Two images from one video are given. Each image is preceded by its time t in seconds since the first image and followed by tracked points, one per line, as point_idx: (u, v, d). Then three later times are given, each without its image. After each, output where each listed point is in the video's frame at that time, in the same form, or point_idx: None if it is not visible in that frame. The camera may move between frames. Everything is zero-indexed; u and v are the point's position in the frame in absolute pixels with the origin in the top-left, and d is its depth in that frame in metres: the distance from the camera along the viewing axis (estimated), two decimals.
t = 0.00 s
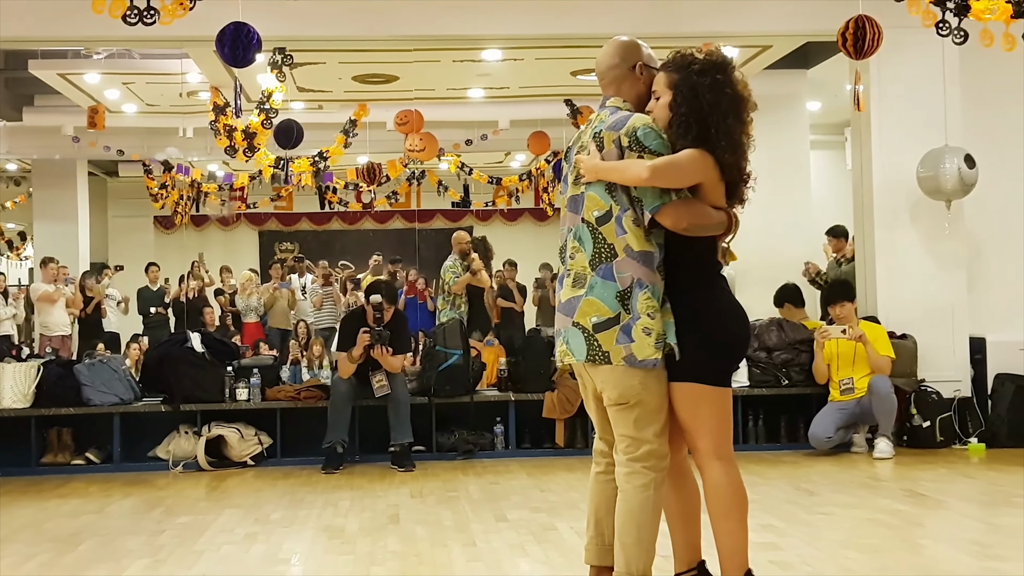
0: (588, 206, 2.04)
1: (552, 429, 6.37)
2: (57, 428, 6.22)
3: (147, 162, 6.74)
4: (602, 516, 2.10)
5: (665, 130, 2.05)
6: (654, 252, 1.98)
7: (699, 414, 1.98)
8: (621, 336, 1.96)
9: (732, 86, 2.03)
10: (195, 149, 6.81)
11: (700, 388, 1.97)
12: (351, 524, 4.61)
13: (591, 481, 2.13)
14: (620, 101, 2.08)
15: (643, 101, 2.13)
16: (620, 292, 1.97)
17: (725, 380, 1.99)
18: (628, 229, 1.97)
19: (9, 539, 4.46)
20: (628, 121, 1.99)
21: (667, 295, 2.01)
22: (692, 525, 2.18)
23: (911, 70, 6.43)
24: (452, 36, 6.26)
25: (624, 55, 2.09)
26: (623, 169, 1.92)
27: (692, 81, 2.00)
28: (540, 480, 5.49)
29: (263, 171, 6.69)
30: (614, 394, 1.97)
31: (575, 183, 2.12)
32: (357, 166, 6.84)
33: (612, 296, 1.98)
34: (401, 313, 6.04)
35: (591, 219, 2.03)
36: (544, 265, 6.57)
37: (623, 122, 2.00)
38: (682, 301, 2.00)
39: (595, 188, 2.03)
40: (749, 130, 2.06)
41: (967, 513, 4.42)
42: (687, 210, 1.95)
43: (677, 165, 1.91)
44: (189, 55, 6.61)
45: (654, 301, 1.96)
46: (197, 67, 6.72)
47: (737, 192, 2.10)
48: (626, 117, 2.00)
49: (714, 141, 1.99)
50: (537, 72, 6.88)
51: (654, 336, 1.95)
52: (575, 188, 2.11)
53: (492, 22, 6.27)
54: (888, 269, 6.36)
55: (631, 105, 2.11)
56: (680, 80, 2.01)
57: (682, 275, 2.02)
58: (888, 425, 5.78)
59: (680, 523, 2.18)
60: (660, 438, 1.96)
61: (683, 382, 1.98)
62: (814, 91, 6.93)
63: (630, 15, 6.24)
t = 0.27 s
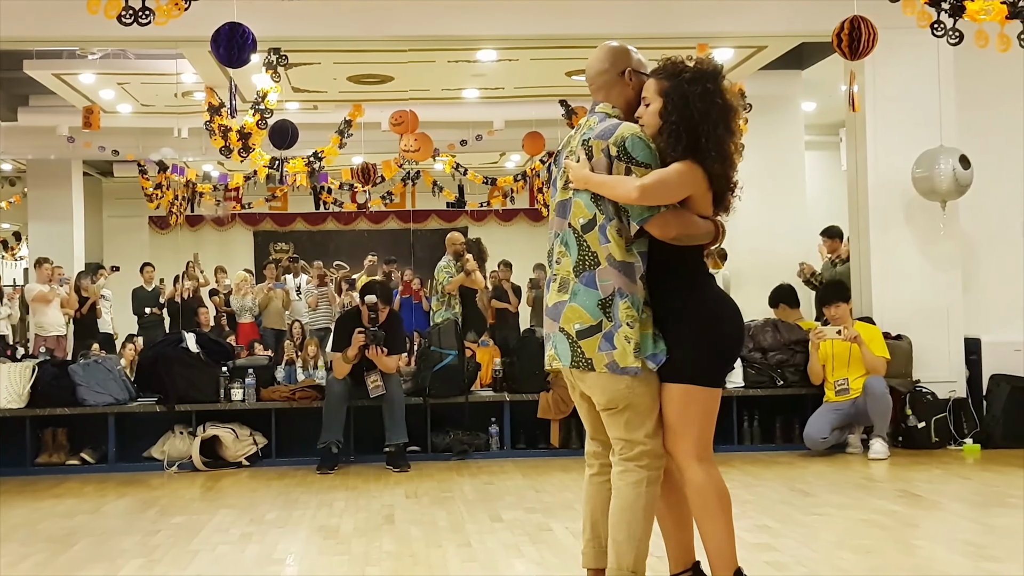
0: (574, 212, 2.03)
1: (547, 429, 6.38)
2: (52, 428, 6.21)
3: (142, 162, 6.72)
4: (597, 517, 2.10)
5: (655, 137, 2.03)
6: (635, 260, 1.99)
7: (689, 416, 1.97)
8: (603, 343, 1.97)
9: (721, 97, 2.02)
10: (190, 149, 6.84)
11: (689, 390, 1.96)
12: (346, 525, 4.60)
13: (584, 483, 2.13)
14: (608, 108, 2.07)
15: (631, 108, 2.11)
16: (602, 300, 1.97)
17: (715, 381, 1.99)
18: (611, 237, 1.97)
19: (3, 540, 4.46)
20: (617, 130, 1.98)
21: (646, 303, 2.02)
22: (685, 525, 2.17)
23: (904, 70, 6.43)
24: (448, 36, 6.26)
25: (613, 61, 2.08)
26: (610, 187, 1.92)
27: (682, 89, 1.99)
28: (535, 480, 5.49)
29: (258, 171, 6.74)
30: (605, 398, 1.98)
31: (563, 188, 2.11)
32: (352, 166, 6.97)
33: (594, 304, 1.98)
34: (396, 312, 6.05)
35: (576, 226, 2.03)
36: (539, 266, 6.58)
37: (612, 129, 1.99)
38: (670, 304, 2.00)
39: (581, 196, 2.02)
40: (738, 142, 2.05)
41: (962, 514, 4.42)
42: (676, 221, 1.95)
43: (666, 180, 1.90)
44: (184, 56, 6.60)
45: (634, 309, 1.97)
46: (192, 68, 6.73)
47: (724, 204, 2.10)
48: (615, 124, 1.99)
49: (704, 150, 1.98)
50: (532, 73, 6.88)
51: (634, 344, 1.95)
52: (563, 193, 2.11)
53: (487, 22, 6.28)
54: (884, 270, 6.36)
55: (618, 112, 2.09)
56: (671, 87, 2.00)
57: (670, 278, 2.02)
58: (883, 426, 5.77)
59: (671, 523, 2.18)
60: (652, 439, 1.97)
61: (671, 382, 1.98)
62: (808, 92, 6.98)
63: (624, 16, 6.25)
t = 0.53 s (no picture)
0: (565, 210, 2.00)
1: (546, 430, 6.37)
2: (50, 428, 6.21)
3: (140, 163, 6.62)
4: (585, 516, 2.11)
5: (649, 137, 2.04)
6: (622, 259, 1.97)
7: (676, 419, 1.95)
8: (585, 342, 1.96)
9: (715, 98, 2.04)
10: (189, 149, 6.74)
11: (688, 390, 1.95)
12: (345, 525, 4.60)
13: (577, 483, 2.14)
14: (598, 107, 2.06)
15: (621, 106, 2.10)
16: (586, 299, 1.96)
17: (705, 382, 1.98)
18: (599, 236, 1.95)
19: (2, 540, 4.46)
20: (612, 127, 1.98)
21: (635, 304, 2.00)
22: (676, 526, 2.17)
23: (903, 71, 6.43)
24: (447, 36, 6.27)
25: (604, 61, 2.07)
26: (607, 185, 1.91)
27: (677, 90, 2.01)
28: (534, 481, 5.49)
29: (257, 171, 6.72)
30: (597, 397, 1.97)
31: (554, 185, 2.07)
32: (350, 167, 6.88)
33: (578, 304, 1.97)
34: (395, 313, 6.06)
35: (565, 224, 2.00)
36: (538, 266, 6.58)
37: (605, 128, 1.99)
38: (664, 304, 1.99)
39: (573, 193, 1.99)
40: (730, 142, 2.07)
41: (961, 515, 4.42)
42: (669, 221, 1.95)
43: (662, 181, 1.91)
44: (182, 57, 6.66)
45: (620, 308, 1.95)
46: (190, 69, 6.78)
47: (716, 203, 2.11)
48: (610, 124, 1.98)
49: (698, 151, 2.00)
50: (531, 74, 6.90)
51: (617, 346, 1.94)
52: (554, 190, 2.06)
53: (486, 23, 6.29)
54: (882, 270, 6.37)
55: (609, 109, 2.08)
56: (665, 88, 2.02)
57: (664, 279, 2.01)
58: (882, 427, 5.79)
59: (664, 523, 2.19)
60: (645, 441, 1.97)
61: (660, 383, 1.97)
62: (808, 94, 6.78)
63: (622, 17, 6.27)
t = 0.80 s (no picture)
0: (561, 208, 1.99)
1: (545, 430, 6.37)
2: (50, 429, 6.21)
3: (140, 164, 6.63)
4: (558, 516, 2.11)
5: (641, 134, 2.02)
6: (623, 254, 1.96)
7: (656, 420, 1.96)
8: (583, 340, 1.95)
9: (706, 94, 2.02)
10: (188, 150, 6.74)
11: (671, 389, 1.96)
12: (344, 526, 4.60)
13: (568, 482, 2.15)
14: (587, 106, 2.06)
15: (610, 104, 2.10)
16: (583, 296, 1.95)
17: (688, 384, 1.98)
18: (599, 231, 1.94)
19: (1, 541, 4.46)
20: (607, 122, 1.97)
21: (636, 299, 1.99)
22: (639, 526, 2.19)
23: (902, 71, 6.43)
24: (446, 37, 6.28)
25: (593, 59, 2.07)
26: (609, 176, 1.88)
27: (668, 87, 1.98)
28: (533, 482, 5.49)
29: (257, 172, 6.73)
30: (589, 398, 1.97)
31: (549, 184, 2.06)
32: (350, 167, 6.89)
33: (575, 301, 1.96)
34: (394, 313, 6.05)
35: (562, 222, 1.99)
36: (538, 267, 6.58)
37: (602, 123, 1.98)
38: (660, 301, 1.99)
39: (569, 190, 1.98)
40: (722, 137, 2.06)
41: (960, 515, 4.41)
42: (671, 211, 1.94)
43: (664, 171, 1.88)
44: (181, 58, 6.66)
45: (618, 305, 1.94)
46: (190, 70, 6.77)
47: (712, 197, 2.10)
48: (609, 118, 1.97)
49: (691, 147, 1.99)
50: (531, 75, 6.89)
51: (616, 341, 1.93)
52: (548, 190, 2.06)
53: (485, 23, 6.29)
54: (882, 271, 6.37)
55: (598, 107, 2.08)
56: (655, 86, 1.99)
57: (657, 277, 2.00)
58: (882, 426, 5.76)
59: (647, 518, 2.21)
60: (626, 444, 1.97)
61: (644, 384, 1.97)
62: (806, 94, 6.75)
63: (621, 18, 6.27)
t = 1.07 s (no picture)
0: (540, 205, 2.00)
1: (546, 430, 6.38)
2: (49, 430, 6.20)
3: (140, 164, 6.66)
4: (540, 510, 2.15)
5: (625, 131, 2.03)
6: (603, 250, 1.96)
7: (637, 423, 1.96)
8: (559, 337, 1.96)
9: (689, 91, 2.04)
10: (188, 150, 6.71)
11: (643, 390, 1.95)
12: (344, 526, 4.60)
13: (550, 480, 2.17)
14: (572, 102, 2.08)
15: (595, 101, 2.11)
16: (560, 293, 1.96)
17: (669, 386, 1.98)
18: (577, 228, 1.94)
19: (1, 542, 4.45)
20: (586, 118, 1.98)
21: (616, 297, 1.99)
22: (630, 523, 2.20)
23: (900, 71, 6.45)
24: (446, 37, 6.28)
25: (578, 56, 2.09)
26: (587, 171, 1.90)
27: (650, 84, 2.00)
28: (533, 482, 5.49)
29: (257, 172, 6.72)
30: (566, 394, 1.98)
31: (530, 182, 2.06)
32: (350, 167, 6.89)
33: (552, 298, 1.96)
34: (394, 314, 6.04)
35: (542, 219, 1.99)
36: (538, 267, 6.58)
37: (581, 120, 1.99)
38: (642, 299, 1.98)
39: (549, 187, 1.99)
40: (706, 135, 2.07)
41: (960, 515, 4.42)
42: (650, 207, 1.95)
43: (641, 166, 1.90)
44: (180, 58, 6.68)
45: (596, 302, 1.94)
46: (189, 70, 6.75)
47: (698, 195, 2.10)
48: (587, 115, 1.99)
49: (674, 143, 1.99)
50: (530, 77, 6.87)
51: (592, 338, 1.94)
52: (529, 187, 2.06)
53: (484, 24, 6.29)
54: (881, 271, 6.38)
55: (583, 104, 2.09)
56: (639, 83, 2.01)
57: (641, 275, 1.99)
58: (881, 427, 5.77)
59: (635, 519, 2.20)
60: (603, 444, 1.98)
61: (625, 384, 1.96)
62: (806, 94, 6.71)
63: (620, 19, 6.29)
